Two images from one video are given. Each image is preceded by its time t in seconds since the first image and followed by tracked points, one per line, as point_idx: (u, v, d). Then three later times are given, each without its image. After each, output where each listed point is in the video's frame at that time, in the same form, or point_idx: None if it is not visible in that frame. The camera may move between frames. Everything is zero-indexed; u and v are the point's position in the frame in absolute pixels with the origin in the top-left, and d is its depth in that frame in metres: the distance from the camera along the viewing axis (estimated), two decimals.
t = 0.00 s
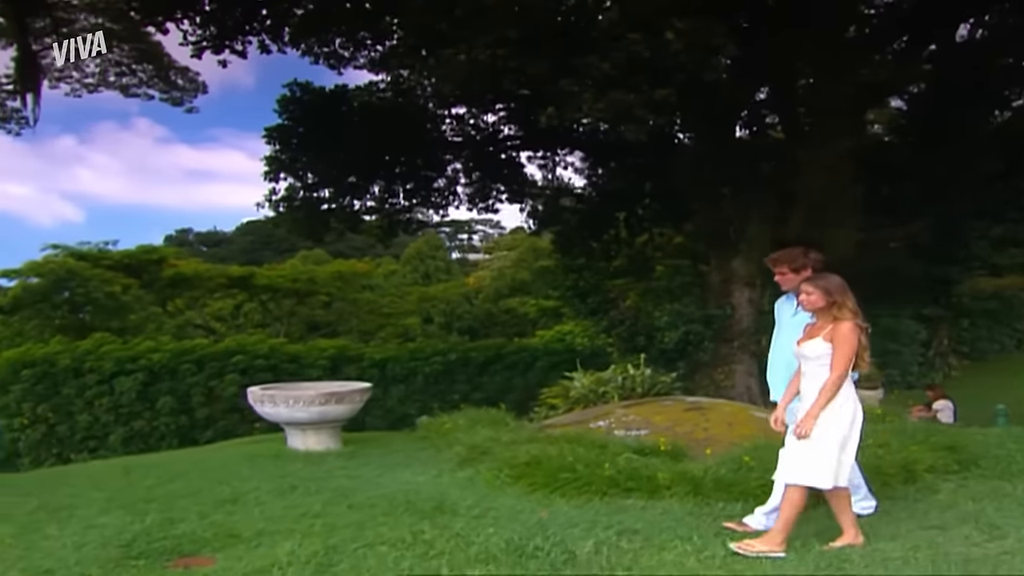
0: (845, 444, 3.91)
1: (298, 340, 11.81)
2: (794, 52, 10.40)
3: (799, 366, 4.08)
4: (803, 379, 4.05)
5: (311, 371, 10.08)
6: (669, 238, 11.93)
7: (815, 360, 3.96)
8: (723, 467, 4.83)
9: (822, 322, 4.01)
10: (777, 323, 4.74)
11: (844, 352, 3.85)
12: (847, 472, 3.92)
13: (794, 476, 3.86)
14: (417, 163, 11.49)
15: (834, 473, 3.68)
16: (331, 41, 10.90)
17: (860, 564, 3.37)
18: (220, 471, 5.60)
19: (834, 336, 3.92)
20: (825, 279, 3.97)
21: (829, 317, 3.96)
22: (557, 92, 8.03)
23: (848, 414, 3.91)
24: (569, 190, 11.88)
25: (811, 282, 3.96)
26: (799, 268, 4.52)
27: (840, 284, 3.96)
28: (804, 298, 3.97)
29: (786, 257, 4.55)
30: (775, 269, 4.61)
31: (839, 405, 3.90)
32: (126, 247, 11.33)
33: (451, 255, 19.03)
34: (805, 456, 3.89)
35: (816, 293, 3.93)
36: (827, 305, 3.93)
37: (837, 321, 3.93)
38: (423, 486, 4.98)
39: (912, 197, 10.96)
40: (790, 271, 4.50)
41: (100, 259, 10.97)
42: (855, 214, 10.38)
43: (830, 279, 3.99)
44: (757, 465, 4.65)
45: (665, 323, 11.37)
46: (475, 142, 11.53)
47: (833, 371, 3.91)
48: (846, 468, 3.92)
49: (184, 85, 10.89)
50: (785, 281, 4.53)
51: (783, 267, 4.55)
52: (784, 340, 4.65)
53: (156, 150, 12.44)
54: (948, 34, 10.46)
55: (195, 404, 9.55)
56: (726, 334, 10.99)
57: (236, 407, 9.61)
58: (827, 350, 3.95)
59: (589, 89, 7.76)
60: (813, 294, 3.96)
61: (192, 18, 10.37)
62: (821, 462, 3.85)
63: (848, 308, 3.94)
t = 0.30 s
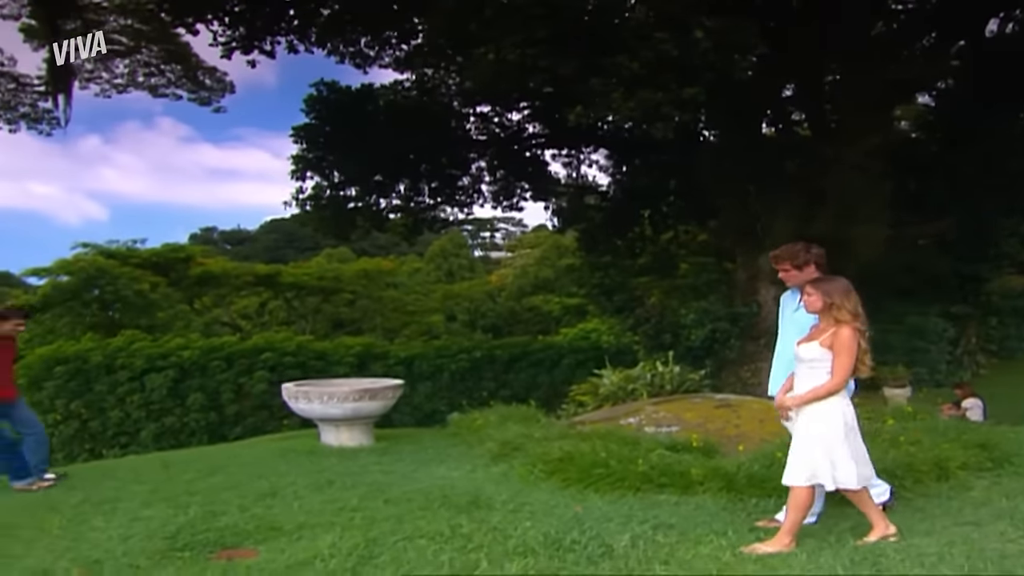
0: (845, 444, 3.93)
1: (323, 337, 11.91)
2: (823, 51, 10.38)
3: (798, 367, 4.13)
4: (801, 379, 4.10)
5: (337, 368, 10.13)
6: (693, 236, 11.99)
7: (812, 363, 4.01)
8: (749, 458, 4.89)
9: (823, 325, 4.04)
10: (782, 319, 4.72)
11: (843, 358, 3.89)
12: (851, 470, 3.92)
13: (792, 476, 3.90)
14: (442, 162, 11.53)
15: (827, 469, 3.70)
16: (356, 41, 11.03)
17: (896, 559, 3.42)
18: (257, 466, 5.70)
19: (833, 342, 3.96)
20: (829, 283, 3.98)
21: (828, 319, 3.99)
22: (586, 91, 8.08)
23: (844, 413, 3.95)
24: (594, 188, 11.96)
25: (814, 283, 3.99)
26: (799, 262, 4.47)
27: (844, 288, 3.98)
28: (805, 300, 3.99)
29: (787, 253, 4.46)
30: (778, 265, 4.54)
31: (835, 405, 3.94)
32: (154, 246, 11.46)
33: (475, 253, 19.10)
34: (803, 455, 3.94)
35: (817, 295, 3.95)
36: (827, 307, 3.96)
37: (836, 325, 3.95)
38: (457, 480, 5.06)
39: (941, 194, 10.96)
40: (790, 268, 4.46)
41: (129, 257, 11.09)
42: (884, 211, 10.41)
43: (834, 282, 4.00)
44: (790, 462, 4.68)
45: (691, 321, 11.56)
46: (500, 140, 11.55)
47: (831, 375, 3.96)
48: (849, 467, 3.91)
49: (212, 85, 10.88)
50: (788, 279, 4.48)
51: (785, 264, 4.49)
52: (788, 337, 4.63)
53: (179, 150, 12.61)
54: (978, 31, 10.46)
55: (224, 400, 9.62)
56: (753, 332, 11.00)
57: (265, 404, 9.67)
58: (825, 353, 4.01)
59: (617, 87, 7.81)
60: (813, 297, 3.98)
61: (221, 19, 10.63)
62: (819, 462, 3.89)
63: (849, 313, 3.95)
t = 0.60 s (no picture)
0: (845, 443, 3.91)
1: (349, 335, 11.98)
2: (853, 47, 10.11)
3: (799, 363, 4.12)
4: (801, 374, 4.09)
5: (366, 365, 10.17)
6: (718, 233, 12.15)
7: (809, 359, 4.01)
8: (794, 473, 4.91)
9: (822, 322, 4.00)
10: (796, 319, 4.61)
11: (832, 354, 3.84)
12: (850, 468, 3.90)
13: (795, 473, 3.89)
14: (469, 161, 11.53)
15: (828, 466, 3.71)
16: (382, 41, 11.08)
17: (935, 555, 3.47)
18: (295, 461, 5.79)
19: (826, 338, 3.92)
20: (830, 279, 3.94)
21: (826, 316, 3.94)
22: (617, 90, 8.12)
23: (841, 411, 3.93)
24: (620, 185, 12.07)
25: (817, 279, 3.96)
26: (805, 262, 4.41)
27: (848, 287, 3.92)
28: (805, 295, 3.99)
29: (797, 252, 4.45)
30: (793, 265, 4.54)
31: (833, 402, 3.92)
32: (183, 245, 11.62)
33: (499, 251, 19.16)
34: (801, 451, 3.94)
35: (818, 290, 3.92)
36: (825, 303, 3.91)
37: (832, 322, 3.90)
38: (493, 476, 5.12)
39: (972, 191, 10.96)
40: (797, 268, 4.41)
41: (158, 256, 11.23)
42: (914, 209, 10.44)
43: (835, 280, 3.95)
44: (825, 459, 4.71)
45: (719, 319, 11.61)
46: (525, 138, 11.56)
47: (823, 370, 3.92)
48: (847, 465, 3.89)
49: (241, 85, 10.93)
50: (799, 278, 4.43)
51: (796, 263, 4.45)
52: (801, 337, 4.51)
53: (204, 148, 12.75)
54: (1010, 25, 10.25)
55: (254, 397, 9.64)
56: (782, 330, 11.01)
57: (295, 401, 9.73)
58: (820, 349, 3.98)
59: (648, 85, 7.85)
60: (813, 292, 3.97)
61: (250, 20, 10.64)
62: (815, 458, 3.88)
63: (848, 312, 3.89)
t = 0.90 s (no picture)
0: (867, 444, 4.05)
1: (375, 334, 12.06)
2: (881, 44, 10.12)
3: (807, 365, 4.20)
4: (813, 378, 4.16)
5: (392, 364, 10.24)
6: (745, 232, 11.92)
7: (822, 362, 4.10)
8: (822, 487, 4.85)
9: (830, 322, 4.12)
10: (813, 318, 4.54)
11: (854, 357, 3.95)
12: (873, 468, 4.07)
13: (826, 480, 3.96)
14: (494, 160, 11.57)
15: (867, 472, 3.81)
16: (407, 41, 11.10)
17: (972, 550, 3.52)
18: (331, 458, 5.88)
19: (840, 339, 4.02)
20: (832, 280, 4.06)
21: (833, 316, 4.06)
22: (645, 89, 8.18)
23: (861, 413, 4.06)
24: (646, 185, 11.99)
25: (818, 281, 4.09)
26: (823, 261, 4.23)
27: (848, 285, 4.05)
28: (808, 298, 4.10)
29: (808, 254, 4.30)
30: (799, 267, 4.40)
31: (854, 406, 4.03)
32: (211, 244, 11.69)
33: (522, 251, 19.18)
34: (827, 459, 4.02)
35: (820, 292, 4.06)
36: (830, 303, 4.05)
37: (841, 321, 4.02)
38: (527, 473, 5.19)
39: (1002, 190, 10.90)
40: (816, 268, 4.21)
41: (186, 255, 11.23)
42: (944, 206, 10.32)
43: (837, 279, 4.08)
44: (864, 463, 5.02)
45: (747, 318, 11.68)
46: (549, 139, 11.64)
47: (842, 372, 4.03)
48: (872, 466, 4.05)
49: (268, 86, 10.77)
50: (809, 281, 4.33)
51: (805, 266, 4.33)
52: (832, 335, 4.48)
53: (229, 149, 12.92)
54: None
55: (283, 395, 9.69)
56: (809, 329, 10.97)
57: (323, 399, 9.79)
58: (833, 349, 4.08)
59: (677, 85, 7.93)
60: (818, 295, 4.08)
61: (278, 22, 10.84)
62: (848, 466, 3.99)
63: (854, 309, 4.02)
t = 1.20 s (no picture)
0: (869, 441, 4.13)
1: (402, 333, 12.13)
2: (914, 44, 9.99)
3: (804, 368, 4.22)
4: (811, 380, 4.18)
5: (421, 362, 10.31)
6: (772, 231, 11.87)
7: (822, 363, 4.13)
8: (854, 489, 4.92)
9: (827, 323, 4.19)
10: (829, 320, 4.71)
11: (856, 355, 4.02)
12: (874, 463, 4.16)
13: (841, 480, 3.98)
14: (522, 160, 11.57)
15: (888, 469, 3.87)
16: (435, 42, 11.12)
17: (1011, 547, 3.58)
18: (367, 455, 5.97)
19: (839, 339, 4.09)
20: (831, 282, 4.15)
21: (832, 318, 4.14)
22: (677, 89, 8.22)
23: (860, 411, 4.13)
24: (673, 184, 11.90)
25: (818, 283, 4.18)
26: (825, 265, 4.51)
27: (845, 287, 4.15)
28: (809, 299, 4.18)
29: (813, 256, 4.61)
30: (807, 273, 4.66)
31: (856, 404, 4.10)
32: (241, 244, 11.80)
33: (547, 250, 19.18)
34: (837, 460, 4.05)
35: (820, 293, 4.15)
36: (830, 305, 4.14)
37: (840, 322, 4.10)
38: (563, 470, 5.24)
39: None
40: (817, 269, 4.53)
41: (216, 255, 11.41)
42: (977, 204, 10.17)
43: (834, 282, 4.18)
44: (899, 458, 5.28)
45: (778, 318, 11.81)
46: (577, 138, 11.56)
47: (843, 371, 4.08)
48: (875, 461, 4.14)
49: (297, 87, 10.86)
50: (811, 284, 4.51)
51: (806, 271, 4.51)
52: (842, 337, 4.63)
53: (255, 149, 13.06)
54: None
55: (313, 394, 9.76)
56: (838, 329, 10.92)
57: (352, 397, 9.84)
58: (831, 349, 4.12)
59: (709, 84, 7.99)
60: (819, 296, 4.16)
61: (309, 23, 10.90)
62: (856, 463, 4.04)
63: (852, 310, 4.11)
